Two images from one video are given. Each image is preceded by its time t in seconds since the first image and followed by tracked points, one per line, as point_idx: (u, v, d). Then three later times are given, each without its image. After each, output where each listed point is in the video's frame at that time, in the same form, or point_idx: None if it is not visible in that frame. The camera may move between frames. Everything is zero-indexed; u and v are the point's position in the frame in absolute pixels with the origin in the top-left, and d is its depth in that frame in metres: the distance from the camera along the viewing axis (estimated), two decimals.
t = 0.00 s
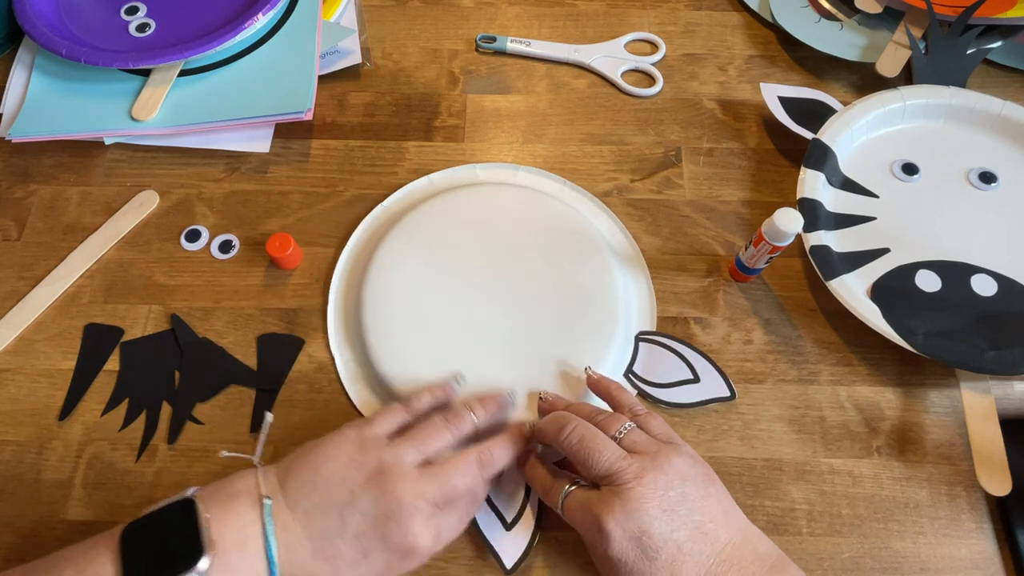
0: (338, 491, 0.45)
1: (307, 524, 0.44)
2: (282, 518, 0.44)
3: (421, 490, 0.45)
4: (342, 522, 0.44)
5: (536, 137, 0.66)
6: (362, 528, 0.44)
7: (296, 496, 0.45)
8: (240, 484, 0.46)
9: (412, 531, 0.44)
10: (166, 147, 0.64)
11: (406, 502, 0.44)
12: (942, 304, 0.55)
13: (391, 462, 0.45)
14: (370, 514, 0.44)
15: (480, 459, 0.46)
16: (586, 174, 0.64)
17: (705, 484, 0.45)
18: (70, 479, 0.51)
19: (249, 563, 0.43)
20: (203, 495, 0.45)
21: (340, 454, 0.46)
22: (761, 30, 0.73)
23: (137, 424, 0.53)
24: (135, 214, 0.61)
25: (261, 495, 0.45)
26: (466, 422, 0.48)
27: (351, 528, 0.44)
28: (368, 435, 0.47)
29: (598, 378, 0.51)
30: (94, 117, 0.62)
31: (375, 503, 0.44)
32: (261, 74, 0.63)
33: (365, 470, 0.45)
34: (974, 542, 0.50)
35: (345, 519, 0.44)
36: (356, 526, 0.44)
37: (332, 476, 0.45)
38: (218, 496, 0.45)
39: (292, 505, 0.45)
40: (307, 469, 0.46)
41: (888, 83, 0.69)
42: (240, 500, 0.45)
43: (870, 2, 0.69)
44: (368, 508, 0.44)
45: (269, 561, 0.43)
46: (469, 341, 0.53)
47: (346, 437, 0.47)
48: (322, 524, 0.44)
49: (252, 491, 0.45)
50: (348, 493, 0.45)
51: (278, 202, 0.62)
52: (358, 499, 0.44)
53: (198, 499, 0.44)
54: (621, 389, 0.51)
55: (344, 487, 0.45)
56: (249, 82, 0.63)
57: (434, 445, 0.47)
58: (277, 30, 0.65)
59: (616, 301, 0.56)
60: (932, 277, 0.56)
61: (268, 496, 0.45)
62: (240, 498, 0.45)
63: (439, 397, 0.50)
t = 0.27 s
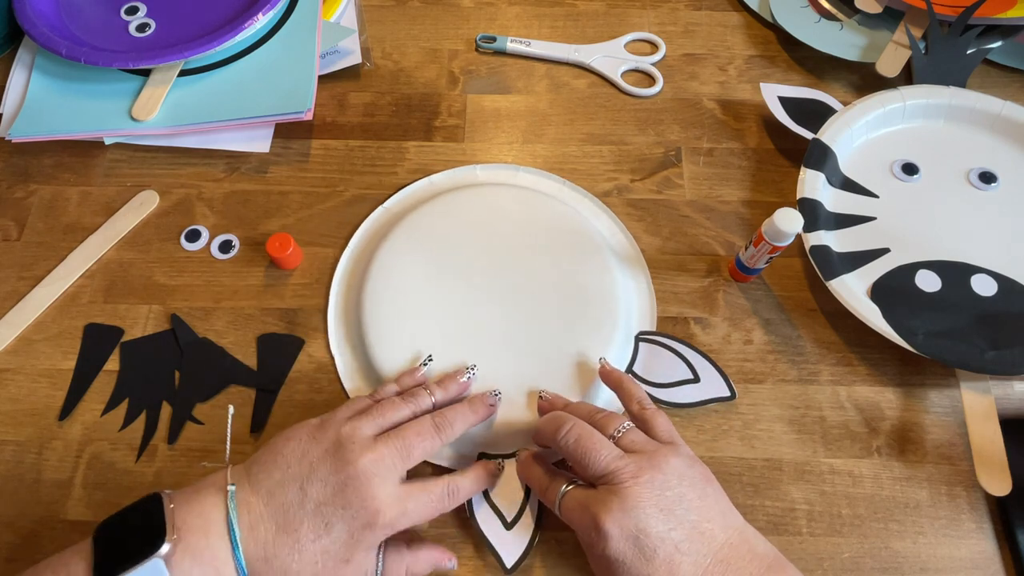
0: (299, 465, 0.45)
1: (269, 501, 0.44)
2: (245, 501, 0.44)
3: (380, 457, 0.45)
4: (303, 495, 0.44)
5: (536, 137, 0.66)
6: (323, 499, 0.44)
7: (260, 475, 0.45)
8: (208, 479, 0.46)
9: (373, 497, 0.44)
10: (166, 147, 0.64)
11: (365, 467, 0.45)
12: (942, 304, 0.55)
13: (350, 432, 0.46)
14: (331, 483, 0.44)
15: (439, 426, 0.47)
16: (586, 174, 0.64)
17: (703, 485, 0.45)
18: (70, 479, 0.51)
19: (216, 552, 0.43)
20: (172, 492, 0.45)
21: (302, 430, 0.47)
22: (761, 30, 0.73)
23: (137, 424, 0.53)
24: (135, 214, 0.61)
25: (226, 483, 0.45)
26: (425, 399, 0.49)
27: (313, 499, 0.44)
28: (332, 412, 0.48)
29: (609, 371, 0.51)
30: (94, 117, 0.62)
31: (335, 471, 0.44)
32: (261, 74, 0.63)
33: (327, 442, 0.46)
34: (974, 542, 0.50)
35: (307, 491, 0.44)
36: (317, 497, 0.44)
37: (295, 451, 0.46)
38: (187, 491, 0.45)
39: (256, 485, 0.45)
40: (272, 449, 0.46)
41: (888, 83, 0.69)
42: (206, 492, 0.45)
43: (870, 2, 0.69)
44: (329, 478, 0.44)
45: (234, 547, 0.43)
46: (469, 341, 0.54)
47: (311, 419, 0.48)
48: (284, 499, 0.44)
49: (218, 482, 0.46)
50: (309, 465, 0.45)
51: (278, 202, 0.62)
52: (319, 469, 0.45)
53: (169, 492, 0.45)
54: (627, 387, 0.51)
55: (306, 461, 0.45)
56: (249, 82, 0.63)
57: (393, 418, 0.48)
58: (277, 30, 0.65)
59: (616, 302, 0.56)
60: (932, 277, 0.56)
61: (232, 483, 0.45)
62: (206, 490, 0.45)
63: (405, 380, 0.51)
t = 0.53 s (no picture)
0: (300, 468, 0.45)
1: (272, 504, 0.44)
2: (248, 505, 0.44)
3: (381, 457, 0.45)
4: (306, 497, 0.44)
5: (536, 137, 0.66)
6: (326, 500, 0.44)
7: (261, 478, 0.45)
8: (211, 485, 0.46)
9: (376, 497, 0.44)
10: (166, 147, 0.64)
11: (366, 466, 0.45)
12: (942, 304, 0.55)
13: (351, 434, 0.46)
14: (333, 484, 0.44)
15: (439, 427, 0.48)
16: (586, 174, 0.64)
17: (704, 491, 0.46)
18: (70, 479, 0.51)
19: (219, 557, 0.43)
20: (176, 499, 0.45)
21: (302, 433, 0.47)
22: (761, 30, 0.73)
23: (137, 424, 0.53)
24: (135, 214, 0.61)
25: (230, 489, 0.45)
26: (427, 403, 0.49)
27: (315, 501, 0.44)
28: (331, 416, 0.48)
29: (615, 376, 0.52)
30: (94, 117, 0.62)
31: (336, 472, 0.44)
32: (261, 74, 0.63)
33: (327, 444, 0.46)
34: (974, 542, 0.50)
35: (309, 493, 0.44)
36: (320, 499, 0.44)
37: (296, 454, 0.45)
38: (190, 497, 0.45)
39: (258, 489, 0.45)
40: (272, 453, 0.46)
41: (888, 83, 0.69)
42: (210, 498, 0.45)
43: (870, 2, 0.69)
44: (331, 479, 0.44)
45: (239, 552, 0.43)
46: (469, 341, 0.54)
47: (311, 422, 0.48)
48: (286, 502, 0.44)
49: (221, 487, 0.46)
50: (310, 468, 0.45)
51: (278, 202, 0.62)
52: (320, 471, 0.45)
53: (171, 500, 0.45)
54: (632, 393, 0.51)
55: (307, 464, 0.45)
56: (249, 82, 0.63)
57: (394, 421, 0.48)
58: (277, 30, 0.65)
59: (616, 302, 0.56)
60: (932, 277, 0.56)
61: (236, 489, 0.45)
62: (210, 496, 0.45)
63: (405, 386, 0.50)
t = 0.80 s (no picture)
0: (298, 460, 0.45)
1: (269, 495, 0.44)
2: (245, 497, 0.44)
3: (379, 451, 0.46)
4: (303, 488, 0.44)
5: (536, 137, 0.66)
6: (323, 492, 0.44)
7: (259, 470, 0.45)
8: (210, 479, 0.46)
9: (373, 489, 0.44)
10: (166, 147, 0.64)
11: (363, 458, 0.45)
12: (941, 305, 0.55)
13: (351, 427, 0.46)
14: (330, 477, 0.44)
15: (438, 424, 0.48)
16: (586, 174, 0.64)
17: (687, 530, 0.45)
18: (70, 479, 0.51)
19: (217, 550, 0.43)
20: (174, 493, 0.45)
21: (301, 427, 0.47)
22: (761, 30, 0.73)
23: (137, 424, 0.53)
24: (135, 214, 0.61)
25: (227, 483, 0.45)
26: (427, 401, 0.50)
27: (312, 493, 0.44)
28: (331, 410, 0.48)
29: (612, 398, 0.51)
30: (94, 116, 0.62)
31: (334, 464, 0.45)
32: (261, 74, 0.63)
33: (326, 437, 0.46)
34: (974, 542, 0.50)
35: (306, 484, 0.44)
36: (317, 490, 0.44)
37: (294, 446, 0.46)
38: (189, 492, 0.45)
39: (256, 481, 0.45)
40: (272, 446, 0.46)
41: (888, 83, 0.69)
42: (208, 492, 0.45)
43: (870, 2, 0.69)
44: (328, 471, 0.45)
45: (235, 546, 0.43)
46: (469, 341, 0.54)
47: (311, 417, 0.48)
48: (283, 494, 0.44)
49: (219, 481, 0.46)
50: (307, 460, 0.45)
51: (278, 202, 0.62)
52: (318, 463, 0.45)
53: (168, 493, 0.45)
54: (628, 416, 0.50)
55: (305, 456, 0.45)
56: (249, 82, 0.63)
57: (393, 416, 0.48)
58: (277, 30, 0.65)
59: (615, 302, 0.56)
60: (932, 277, 0.56)
61: (233, 482, 0.45)
62: (208, 490, 0.45)
63: (406, 388, 0.51)
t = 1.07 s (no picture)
0: (287, 451, 0.45)
1: (258, 485, 0.45)
2: (236, 487, 0.45)
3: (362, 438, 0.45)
4: (289, 478, 0.44)
5: (536, 137, 0.66)
6: (306, 480, 0.44)
7: (251, 463, 0.46)
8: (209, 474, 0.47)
9: (354, 476, 0.44)
10: (166, 147, 0.64)
11: (345, 446, 0.44)
12: (941, 305, 0.55)
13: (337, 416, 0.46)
14: (313, 465, 0.44)
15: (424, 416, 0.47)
16: (586, 174, 0.64)
17: (693, 528, 0.45)
18: (70, 479, 0.51)
19: (207, 538, 0.44)
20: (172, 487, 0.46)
21: (294, 421, 0.47)
22: (761, 30, 0.73)
23: (137, 424, 0.53)
24: (135, 214, 0.61)
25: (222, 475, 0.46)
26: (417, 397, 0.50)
27: (296, 481, 0.44)
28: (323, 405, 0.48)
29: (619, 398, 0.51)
30: (94, 116, 0.62)
31: (317, 453, 0.44)
32: (261, 74, 0.63)
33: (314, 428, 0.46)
34: (974, 542, 0.50)
35: (292, 474, 0.44)
36: (302, 479, 0.44)
37: (285, 439, 0.46)
38: (187, 484, 0.46)
39: (246, 472, 0.45)
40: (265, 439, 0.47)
41: (888, 83, 0.69)
42: (203, 485, 0.46)
43: (870, 2, 0.69)
44: (313, 460, 0.44)
45: (226, 536, 0.44)
46: (469, 341, 0.54)
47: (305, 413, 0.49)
48: (269, 484, 0.44)
49: (216, 475, 0.46)
50: (296, 450, 0.45)
51: (278, 202, 0.62)
52: (304, 453, 0.45)
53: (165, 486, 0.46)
54: (637, 416, 0.50)
55: (294, 447, 0.45)
56: (249, 82, 0.63)
57: (381, 408, 0.48)
58: (277, 30, 0.65)
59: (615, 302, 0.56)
60: (932, 277, 0.56)
61: (227, 473, 0.46)
62: (205, 484, 0.46)
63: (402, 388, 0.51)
